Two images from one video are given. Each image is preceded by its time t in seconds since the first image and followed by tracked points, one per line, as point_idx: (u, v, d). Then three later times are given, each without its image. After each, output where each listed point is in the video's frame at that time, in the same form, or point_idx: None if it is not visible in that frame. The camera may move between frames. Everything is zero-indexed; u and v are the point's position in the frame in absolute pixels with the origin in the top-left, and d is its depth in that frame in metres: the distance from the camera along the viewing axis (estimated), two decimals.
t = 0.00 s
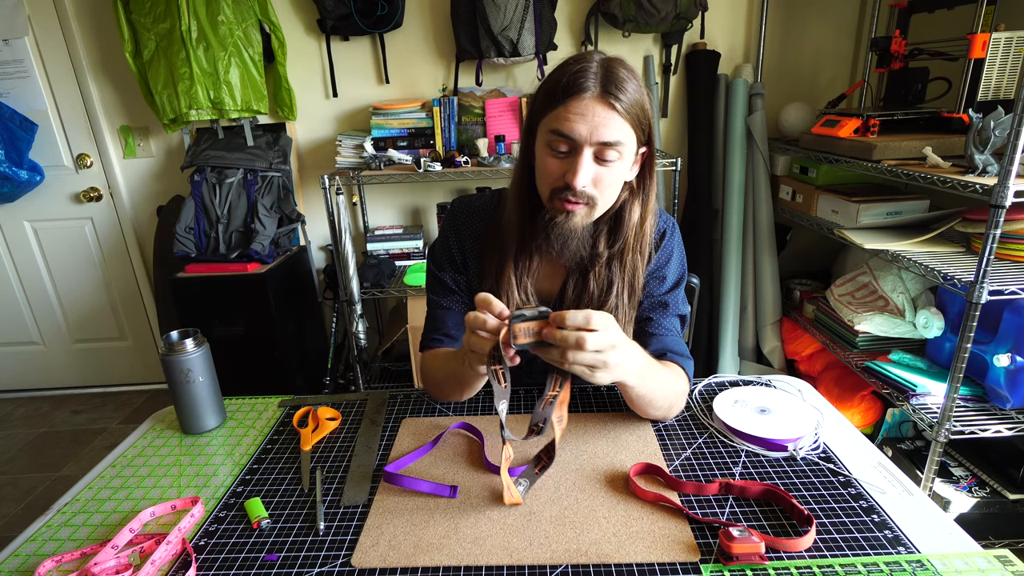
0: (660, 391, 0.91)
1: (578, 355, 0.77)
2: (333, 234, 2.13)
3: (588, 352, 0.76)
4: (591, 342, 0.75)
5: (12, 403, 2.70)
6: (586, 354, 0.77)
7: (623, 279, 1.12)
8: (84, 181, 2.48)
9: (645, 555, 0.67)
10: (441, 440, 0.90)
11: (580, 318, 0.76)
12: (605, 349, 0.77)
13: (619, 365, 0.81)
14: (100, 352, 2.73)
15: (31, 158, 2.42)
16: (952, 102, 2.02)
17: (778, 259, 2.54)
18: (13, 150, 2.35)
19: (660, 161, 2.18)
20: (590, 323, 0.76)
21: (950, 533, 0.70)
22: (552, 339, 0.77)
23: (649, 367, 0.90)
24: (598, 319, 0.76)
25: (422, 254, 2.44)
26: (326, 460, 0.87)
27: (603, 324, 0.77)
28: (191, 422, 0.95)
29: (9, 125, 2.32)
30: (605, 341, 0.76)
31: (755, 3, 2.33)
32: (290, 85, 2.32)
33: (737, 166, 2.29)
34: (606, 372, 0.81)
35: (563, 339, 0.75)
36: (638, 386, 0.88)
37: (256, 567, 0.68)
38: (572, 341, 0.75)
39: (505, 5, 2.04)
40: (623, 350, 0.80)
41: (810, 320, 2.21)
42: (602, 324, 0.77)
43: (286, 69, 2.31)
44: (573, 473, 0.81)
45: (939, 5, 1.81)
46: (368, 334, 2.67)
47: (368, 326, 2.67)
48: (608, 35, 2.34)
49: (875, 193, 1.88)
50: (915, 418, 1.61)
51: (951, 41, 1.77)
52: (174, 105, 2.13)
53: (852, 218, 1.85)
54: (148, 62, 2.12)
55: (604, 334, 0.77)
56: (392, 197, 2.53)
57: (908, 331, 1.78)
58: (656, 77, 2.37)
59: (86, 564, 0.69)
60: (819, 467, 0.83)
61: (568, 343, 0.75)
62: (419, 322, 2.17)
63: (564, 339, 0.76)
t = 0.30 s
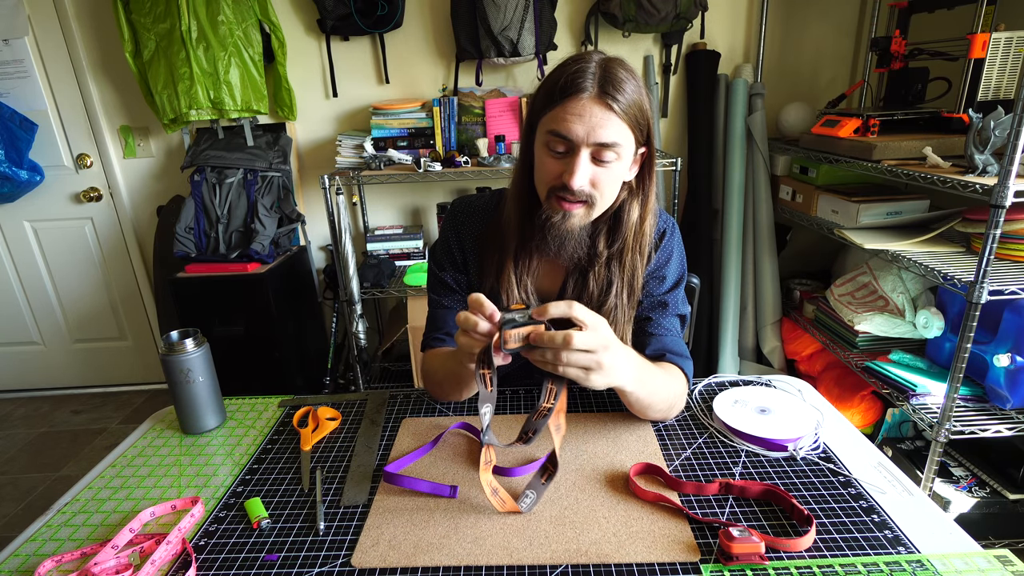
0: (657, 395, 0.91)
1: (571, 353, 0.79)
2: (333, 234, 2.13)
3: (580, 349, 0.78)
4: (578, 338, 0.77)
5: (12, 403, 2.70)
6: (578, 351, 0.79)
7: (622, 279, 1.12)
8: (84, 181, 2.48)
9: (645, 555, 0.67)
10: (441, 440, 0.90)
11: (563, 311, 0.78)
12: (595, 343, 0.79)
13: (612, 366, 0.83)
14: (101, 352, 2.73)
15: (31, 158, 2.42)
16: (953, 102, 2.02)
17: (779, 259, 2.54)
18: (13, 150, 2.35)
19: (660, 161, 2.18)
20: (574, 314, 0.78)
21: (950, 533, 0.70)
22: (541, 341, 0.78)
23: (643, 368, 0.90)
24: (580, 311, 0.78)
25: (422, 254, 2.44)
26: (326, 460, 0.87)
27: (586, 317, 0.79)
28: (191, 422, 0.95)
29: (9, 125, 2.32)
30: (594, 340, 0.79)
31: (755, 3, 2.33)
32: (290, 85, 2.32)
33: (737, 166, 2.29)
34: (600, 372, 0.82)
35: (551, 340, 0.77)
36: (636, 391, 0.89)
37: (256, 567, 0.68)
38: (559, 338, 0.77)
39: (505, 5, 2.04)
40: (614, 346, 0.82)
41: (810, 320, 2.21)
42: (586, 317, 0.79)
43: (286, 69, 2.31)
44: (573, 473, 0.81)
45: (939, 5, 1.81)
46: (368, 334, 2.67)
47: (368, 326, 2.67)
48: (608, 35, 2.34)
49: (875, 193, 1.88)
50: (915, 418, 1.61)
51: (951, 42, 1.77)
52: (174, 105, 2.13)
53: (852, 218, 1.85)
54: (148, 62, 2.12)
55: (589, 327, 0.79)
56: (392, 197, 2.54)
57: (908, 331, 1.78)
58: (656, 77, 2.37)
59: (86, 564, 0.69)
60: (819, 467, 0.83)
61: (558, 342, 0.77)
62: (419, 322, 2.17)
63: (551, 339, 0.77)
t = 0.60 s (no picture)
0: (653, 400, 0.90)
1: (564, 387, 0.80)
2: (333, 234, 2.13)
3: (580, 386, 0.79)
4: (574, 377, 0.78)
5: (12, 403, 2.70)
6: (581, 387, 0.80)
7: (622, 279, 1.12)
8: (84, 181, 2.48)
9: (645, 555, 0.67)
10: (441, 439, 0.90)
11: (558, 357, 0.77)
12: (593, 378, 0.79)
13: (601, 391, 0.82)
14: (101, 352, 2.73)
15: (31, 158, 2.42)
16: (953, 102, 2.02)
17: (779, 259, 2.54)
18: (13, 150, 2.35)
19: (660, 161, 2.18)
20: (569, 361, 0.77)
21: (950, 533, 0.70)
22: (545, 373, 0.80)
23: (647, 377, 0.90)
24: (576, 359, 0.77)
25: (422, 254, 2.44)
26: (326, 460, 0.87)
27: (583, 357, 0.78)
28: (191, 422, 0.95)
29: (9, 125, 2.32)
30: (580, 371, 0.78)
31: (755, 3, 2.33)
32: (290, 85, 2.32)
33: (737, 166, 2.29)
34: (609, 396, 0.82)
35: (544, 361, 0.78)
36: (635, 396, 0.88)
37: (256, 567, 0.68)
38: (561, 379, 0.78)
39: (505, 5, 2.04)
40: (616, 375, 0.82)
41: (810, 320, 2.21)
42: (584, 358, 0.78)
43: (286, 69, 2.31)
44: (573, 473, 0.81)
45: (939, 5, 1.81)
46: (368, 334, 2.67)
47: (368, 326, 2.67)
48: (608, 35, 2.34)
49: (874, 193, 1.88)
50: (915, 418, 1.61)
51: (951, 41, 1.77)
52: (174, 105, 2.13)
53: (852, 218, 1.85)
54: (148, 62, 2.12)
55: (586, 366, 0.78)
56: (392, 197, 2.54)
57: (908, 331, 1.78)
58: (656, 77, 2.37)
59: (86, 564, 0.69)
60: (819, 467, 0.83)
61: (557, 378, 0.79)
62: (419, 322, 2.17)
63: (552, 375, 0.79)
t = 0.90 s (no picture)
0: (634, 403, 0.89)
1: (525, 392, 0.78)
2: (333, 235, 2.13)
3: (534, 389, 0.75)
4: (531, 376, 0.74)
5: (12, 403, 2.70)
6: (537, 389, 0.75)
7: (622, 278, 1.12)
8: (84, 181, 2.48)
9: (645, 555, 0.67)
10: (441, 440, 0.90)
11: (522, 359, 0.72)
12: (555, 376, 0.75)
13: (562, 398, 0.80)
14: (101, 352, 2.73)
15: (31, 158, 2.42)
16: (952, 102, 2.02)
17: (779, 259, 2.54)
18: (13, 150, 2.35)
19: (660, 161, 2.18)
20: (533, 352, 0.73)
21: (950, 533, 0.70)
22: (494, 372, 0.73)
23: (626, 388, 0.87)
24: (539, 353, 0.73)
25: (422, 254, 2.44)
26: (326, 460, 0.87)
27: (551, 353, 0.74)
28: (191, 422, 0.95)
29: (9, 125, 2.32)
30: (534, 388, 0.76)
31: (755, 2, 2.33)
32: (290, 85, 2.32)
33: (737, 166, 2.29)
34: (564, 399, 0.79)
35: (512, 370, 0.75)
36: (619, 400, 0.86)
37: (256, 567, 0.68)
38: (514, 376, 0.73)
39: (505, 5, 2.04)
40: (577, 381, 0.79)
41: (810, 320, 2.21)
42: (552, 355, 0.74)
43: (286, 69, 2.31)
44: (573, 473, 0.81)
45: (939, 5, 1.81)
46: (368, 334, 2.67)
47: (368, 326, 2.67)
48: (608, 35, 2.34)
49: (874, 193, 1.88)
50: (915, 418, 1.61)
51: (951, 41, 1.77)
52: (174, 105, 2.13)
53: (852, 218, 1.85)
54: (148, 62, 2.12)
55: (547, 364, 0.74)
56: (392, 197, 2.54)
57: (908, 331, 1.78)
58: (656, 77, 2.37)
59: (86, 564, 0.69)
60: (819, 467, 0.83)
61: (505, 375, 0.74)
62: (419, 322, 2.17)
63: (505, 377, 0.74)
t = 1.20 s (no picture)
0: (622, 403, 0.89)
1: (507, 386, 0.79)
2: (333, 235, 2.13)
3: (513, 378, 0.76)
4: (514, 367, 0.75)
5: (12, 403, 2.69)
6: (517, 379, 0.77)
7: (623, 276, 1.12)
8: (84, 181, 2.48)
9: (645, 555, 0.67)
10: (440, 441, 0.90)
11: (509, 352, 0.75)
12: (539, 373, 0.76)
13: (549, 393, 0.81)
14: (101, 353, 2.73)
15: (31, 158, 2.42)
16: (952, 102, 2.02)
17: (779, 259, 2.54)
18: (13, 150, 2.35)
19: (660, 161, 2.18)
20: (521, 344, 0.74)
21: (950, 533, 0.70)
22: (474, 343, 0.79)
23: (615, 389, 0.88)
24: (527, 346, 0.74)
25: (422, 254, 2.44)
26: (326, 460, 0.87)
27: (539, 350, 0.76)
28: (191, 422, 0.95)
29: (9, 125, 2.32)
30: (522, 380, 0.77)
31: (755, 2, 2.33)
32: (290, 85, 2.32)
33: (737, 166, 2.29)
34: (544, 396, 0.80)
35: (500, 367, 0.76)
36: (605, 399, 0.88)
37: (256, 567, 0.68)
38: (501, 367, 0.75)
39: (505, 5, 2.04)
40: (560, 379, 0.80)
41: (810, 320, 2.21)
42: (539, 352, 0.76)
43: (286, 69, 2.31)
44: (573, 473, 0.81)
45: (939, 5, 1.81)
46: (368, 334, 2.67)
47: (368, 326, 2.67)
48: (608, 35, 2.34)
49: (875, 193, 1.88)
50: (915, 418, 1.61)
51: (951, 41, 1.77)
52: (174, 105, 2.13)
53: (852, 218, 1.85)
54: (148, 62, 2.12)
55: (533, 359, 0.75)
56: (392, 197, 2.54)
57: (908, 331, 1.77)
58: (656, 77, 2.37)
59: (86, 564, 0.69)
60: (819, 467, 0.83)
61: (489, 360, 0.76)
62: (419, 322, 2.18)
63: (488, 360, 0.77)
